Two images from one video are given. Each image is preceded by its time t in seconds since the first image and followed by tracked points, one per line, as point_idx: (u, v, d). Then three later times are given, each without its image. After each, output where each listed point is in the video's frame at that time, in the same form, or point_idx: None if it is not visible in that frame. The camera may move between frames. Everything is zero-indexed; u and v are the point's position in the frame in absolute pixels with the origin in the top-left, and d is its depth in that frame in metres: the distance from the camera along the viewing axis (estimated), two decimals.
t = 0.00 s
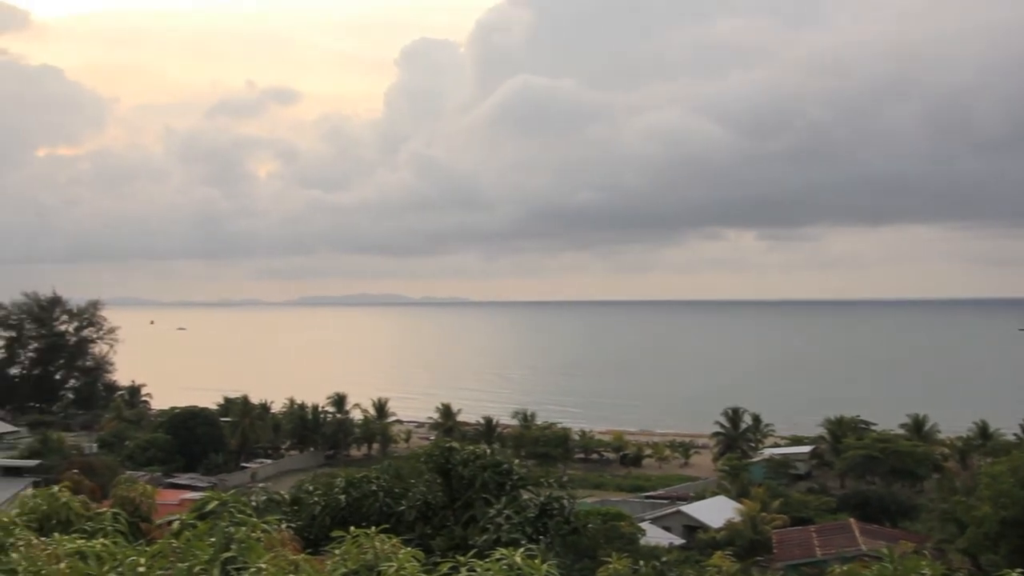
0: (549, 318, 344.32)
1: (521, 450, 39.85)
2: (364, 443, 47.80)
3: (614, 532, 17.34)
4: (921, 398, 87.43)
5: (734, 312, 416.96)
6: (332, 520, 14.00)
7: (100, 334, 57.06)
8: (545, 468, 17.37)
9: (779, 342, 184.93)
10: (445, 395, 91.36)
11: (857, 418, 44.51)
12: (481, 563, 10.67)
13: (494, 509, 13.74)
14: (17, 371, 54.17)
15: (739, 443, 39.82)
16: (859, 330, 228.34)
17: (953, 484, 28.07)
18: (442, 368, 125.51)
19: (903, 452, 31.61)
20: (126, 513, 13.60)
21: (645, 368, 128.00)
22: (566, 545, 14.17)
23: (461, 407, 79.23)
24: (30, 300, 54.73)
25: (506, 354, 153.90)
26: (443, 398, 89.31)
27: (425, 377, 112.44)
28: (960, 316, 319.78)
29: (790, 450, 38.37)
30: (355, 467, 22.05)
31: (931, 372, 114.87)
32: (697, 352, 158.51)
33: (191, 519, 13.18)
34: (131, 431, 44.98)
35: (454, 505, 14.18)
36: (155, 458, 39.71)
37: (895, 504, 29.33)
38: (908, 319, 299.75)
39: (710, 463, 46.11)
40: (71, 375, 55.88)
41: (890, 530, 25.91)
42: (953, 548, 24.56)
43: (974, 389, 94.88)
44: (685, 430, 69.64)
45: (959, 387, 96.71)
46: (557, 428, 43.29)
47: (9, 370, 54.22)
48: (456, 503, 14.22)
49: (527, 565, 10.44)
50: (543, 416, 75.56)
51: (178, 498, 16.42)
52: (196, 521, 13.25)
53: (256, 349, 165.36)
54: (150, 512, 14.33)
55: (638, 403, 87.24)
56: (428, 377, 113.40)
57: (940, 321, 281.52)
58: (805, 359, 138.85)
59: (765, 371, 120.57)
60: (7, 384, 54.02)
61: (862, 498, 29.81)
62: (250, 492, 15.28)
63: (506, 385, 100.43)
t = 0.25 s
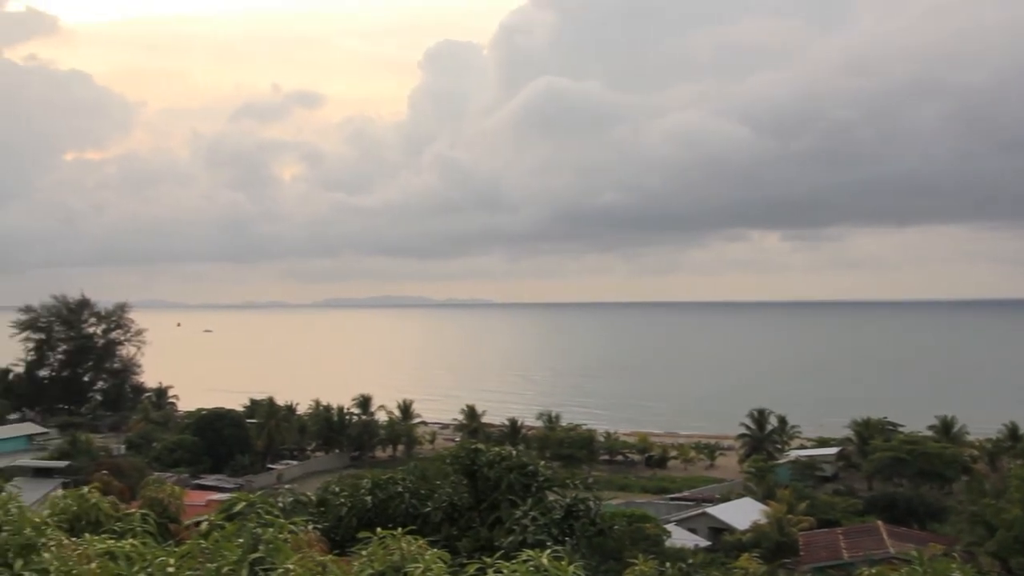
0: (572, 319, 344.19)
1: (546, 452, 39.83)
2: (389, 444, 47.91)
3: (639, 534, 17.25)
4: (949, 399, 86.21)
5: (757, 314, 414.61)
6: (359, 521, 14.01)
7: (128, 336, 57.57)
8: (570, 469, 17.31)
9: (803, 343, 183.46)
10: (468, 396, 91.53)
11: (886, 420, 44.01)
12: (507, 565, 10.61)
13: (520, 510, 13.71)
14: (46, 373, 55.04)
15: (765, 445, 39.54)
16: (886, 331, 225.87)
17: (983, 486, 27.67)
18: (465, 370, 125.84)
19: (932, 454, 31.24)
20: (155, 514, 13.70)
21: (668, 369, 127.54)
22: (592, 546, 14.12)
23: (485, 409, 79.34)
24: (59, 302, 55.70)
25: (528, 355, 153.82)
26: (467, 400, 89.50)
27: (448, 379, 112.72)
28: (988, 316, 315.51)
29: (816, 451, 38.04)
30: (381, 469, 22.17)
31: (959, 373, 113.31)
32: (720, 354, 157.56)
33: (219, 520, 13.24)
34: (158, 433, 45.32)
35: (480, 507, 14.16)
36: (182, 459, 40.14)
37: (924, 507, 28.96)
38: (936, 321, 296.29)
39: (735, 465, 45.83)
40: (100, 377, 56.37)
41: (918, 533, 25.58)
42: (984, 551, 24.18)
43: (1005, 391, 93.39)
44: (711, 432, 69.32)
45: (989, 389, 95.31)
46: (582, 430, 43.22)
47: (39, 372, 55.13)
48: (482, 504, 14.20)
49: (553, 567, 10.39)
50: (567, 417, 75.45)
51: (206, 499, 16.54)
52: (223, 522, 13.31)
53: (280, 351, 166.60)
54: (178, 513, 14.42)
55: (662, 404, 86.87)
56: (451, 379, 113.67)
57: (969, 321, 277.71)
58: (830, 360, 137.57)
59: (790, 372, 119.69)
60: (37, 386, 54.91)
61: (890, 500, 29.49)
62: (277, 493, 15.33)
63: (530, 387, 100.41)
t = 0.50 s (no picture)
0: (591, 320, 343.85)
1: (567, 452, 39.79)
2: (410, 445, 47.95)
3: (660, 535, 17.17)
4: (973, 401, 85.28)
5: (775, 314, 412.41)
6: (380, 522, 14.05)
7: (151, 336, 57.93)
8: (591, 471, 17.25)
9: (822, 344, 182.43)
10: (487, 397, 91.65)
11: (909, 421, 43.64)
12: (528, 566, 10.58)
13: (541, 511, 13.67)
14: (70, 373, 55.51)
15: (786, 446, 39.26)
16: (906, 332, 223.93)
17: (1008, 488, 27.34)
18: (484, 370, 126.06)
19: (955, 456, 30.93)
20: (178, 514, 13.78)
21: (688, 370, 127.12)
22: (614, 547, 14.09)
23: (504, 409, 79.40)
24: (82, 303, 56.07)
25: (545, 356, 153.82)
26: (487, 400, 89.71)
27: (467, 379, 112.90)
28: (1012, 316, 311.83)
29: (838, 453, 37.78)
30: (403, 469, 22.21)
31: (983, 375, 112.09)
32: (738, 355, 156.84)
33: (241, 520, 13.26)
34: (180, 433, 45.65)
35: (501, 507, 14.14)
36: (204, 459, 40.33)
37: (947, 509, 28.67)
38: (957, 322, 293.89)
39: (757, 466, 45.61)
40: (122, 377, 56.74)
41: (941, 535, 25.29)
42: (1009, 553, 23.86)
43: None
44: (731, 433, 69.05)
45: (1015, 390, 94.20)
46: (602, 431, 43.15)
47: (62, 372, 55.65)
48: (503, 504, 14.19)
49: (575, 567, 10.35)
50: (587, 418, 75.34)
51: (229, 500, 16.63)
52: (246, 522, 13.35)
53: (300, 351, 167.55)
54: (201, 512, 14.50)
55: (681, 405, 86.57)
56: (470, 379, 113.84)
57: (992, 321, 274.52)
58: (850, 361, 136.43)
59: (810, 372, 119.00)
60: (60, 386, 55.46)
61: (913, 502, 29.22)
62: (299, 494, 15.38)
63: (549, 387, 100.45)
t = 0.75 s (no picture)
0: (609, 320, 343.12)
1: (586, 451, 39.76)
2: (430, 444, 48.05)
3: (680, 534, 17.12)
4: (996, 400, 84.35)
5: (793, 314, 409.81)
6: (400, 520, 14.06)
7: (172, 335, 58.18)
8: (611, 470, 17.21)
9: (841, 343, 181.25)
10: (506, 396, 91.66)
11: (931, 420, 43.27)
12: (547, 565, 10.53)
13: (561, 510, 13.64)
14: (92, 372, 56.01)
15: (807, 445, 39.03)
16: (926, 332, 221.80)
17: None
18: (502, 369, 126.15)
19: (978, 455, 30.63)
20: (199, 512, 13.84)
21: (706, 369, 126.60)
22: (634, 546, 14.07)
23: (523, 408, 79.39)
24: (104, 303, 56.53)
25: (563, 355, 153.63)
26: (505, 399, 89.75)
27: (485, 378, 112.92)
28: None
29: (859, 452, 37.54)
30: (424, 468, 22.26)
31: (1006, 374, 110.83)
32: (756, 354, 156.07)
33: (262, 518, 13.30)
34: (200, 432, 45.93)
35: (521, 506, 14.12)
36: (225, 457, 40.62)
37: (969, 508, 28.39)
38: (977, 321, 291.24)
39: (777, 465, 45.40)
40: (144, 376, 57.11)
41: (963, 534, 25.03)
42: None
43: None
44: (752, 433, 68.68)
45: None
46: (622, 430, 43.07)
47: (85, 371, 56.16)
48: (523, 503, 14.17)
49: (595, 566, 10.29)
50: (606, 417, 75.19)
51: (250, 498, 16.71)
52: (267, 520, 13.38)
53: (317, 351, 168.25)
54: (222, 511, 14.55)
55: (700, 404, 86.24)
56: (489, 378, 113.86)
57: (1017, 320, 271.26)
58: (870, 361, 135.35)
59: (830, 372, 118.23)
60: (83, 385, 55.98)
61: (934, 502, 28.96)
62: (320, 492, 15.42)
63: (568, 386, 100.33)
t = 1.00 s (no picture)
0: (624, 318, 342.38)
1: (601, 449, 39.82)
2: (445, 441, 48.15)
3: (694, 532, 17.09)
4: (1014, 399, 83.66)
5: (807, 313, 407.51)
6: (415, 517, 14.09)
7: (187, 333, 58.43)
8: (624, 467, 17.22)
9: (855, 341, 180.52)
10: (520, 393, 91.82)
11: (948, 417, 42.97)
12: (562, 561, 10.52)
13: (576, 508, 13.64)
14: (107, 370, 56.52)
15: (822, 443, 38.85)
16: (940, 330, 220.52)
17: None
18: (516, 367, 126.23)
19: (994, 454, 30.40)
20: (216, 509, 13.92)
21: (720, 367, 126.34)
22: (649, 543, 14.10)
23: (538, 406, 79.46)
24: (120, 300, 56.89)
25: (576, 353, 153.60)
26: (519, 397, 89.83)
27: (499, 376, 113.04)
28: None
29: (875, 450, 37.37)
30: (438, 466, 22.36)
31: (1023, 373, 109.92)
32: (770, 351, 155.61)
33: (277, 515, 13.35)
34: (215, 429, 46.13)
35: (536, 503, 14.13)
36: (241, 454, 40.88)
37: (986, 507, 28.20)
38: (995, 318, 288.71)
39: (792, 463, 45.28)
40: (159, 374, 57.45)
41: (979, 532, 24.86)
42: None
43: None
44: (766, 430, 68.47)
45: None
46: (637, 428, 43.04)
47: (101, 369, 56.65)
48: (538, 501, 14.17)
49: (610, 563, 10.28)
50: (620, 414, 75.26)
51: (265, 496, 16.82)
52: (283, 517, 13.43)
53: (331, 348, 168.86)
54: (237, 507, 14.62)
55: (714, 402, 86.05)
56: (503, 376, 114.00)
57: None
58: (885, 359, 134.51)
59: (846, 370, 117.62)
60: (99, 382, 56.51)
61: (950, 500, 28.81)
62: (334, 489, 15.46)
63: (582, 384, 100.35)
